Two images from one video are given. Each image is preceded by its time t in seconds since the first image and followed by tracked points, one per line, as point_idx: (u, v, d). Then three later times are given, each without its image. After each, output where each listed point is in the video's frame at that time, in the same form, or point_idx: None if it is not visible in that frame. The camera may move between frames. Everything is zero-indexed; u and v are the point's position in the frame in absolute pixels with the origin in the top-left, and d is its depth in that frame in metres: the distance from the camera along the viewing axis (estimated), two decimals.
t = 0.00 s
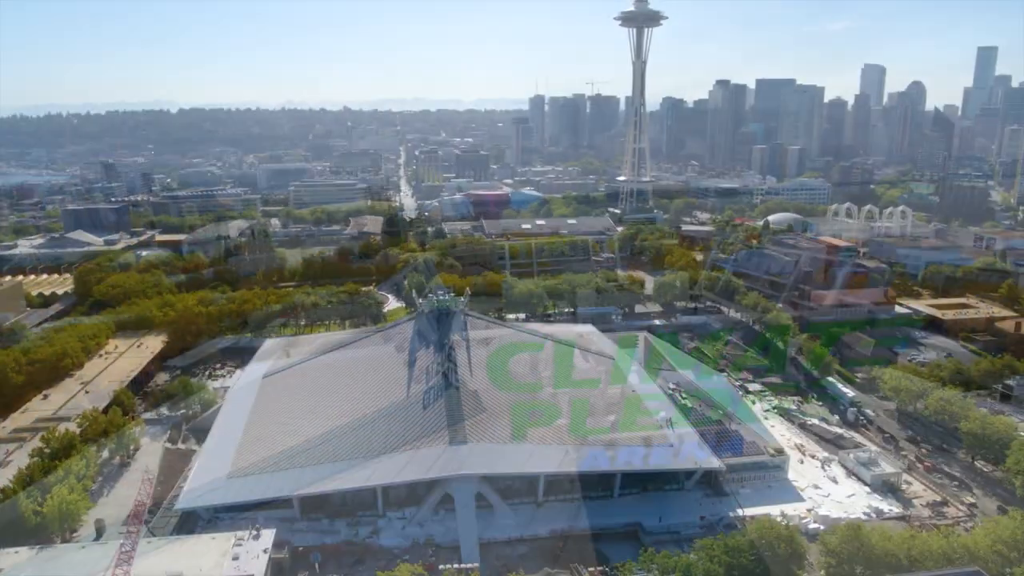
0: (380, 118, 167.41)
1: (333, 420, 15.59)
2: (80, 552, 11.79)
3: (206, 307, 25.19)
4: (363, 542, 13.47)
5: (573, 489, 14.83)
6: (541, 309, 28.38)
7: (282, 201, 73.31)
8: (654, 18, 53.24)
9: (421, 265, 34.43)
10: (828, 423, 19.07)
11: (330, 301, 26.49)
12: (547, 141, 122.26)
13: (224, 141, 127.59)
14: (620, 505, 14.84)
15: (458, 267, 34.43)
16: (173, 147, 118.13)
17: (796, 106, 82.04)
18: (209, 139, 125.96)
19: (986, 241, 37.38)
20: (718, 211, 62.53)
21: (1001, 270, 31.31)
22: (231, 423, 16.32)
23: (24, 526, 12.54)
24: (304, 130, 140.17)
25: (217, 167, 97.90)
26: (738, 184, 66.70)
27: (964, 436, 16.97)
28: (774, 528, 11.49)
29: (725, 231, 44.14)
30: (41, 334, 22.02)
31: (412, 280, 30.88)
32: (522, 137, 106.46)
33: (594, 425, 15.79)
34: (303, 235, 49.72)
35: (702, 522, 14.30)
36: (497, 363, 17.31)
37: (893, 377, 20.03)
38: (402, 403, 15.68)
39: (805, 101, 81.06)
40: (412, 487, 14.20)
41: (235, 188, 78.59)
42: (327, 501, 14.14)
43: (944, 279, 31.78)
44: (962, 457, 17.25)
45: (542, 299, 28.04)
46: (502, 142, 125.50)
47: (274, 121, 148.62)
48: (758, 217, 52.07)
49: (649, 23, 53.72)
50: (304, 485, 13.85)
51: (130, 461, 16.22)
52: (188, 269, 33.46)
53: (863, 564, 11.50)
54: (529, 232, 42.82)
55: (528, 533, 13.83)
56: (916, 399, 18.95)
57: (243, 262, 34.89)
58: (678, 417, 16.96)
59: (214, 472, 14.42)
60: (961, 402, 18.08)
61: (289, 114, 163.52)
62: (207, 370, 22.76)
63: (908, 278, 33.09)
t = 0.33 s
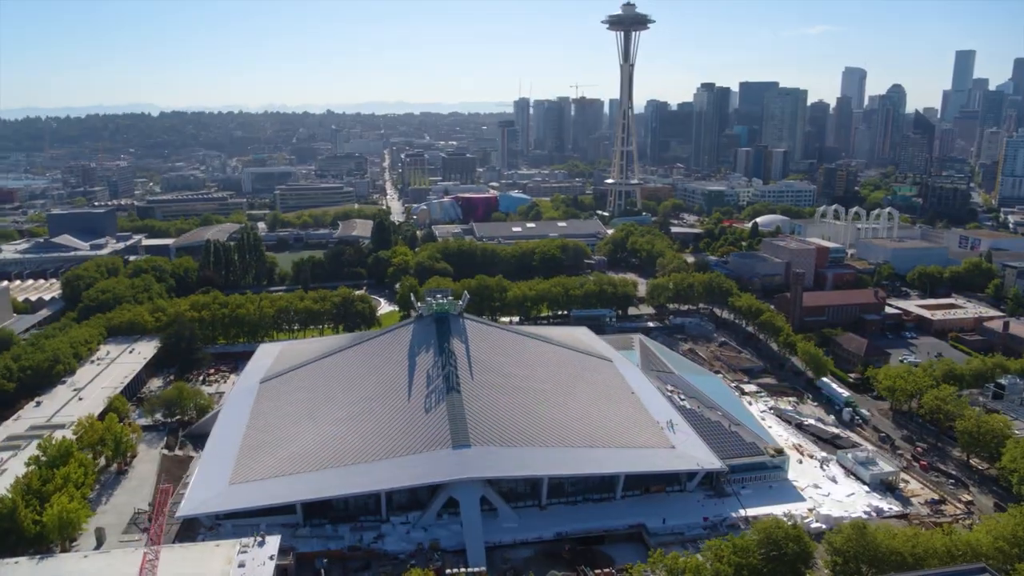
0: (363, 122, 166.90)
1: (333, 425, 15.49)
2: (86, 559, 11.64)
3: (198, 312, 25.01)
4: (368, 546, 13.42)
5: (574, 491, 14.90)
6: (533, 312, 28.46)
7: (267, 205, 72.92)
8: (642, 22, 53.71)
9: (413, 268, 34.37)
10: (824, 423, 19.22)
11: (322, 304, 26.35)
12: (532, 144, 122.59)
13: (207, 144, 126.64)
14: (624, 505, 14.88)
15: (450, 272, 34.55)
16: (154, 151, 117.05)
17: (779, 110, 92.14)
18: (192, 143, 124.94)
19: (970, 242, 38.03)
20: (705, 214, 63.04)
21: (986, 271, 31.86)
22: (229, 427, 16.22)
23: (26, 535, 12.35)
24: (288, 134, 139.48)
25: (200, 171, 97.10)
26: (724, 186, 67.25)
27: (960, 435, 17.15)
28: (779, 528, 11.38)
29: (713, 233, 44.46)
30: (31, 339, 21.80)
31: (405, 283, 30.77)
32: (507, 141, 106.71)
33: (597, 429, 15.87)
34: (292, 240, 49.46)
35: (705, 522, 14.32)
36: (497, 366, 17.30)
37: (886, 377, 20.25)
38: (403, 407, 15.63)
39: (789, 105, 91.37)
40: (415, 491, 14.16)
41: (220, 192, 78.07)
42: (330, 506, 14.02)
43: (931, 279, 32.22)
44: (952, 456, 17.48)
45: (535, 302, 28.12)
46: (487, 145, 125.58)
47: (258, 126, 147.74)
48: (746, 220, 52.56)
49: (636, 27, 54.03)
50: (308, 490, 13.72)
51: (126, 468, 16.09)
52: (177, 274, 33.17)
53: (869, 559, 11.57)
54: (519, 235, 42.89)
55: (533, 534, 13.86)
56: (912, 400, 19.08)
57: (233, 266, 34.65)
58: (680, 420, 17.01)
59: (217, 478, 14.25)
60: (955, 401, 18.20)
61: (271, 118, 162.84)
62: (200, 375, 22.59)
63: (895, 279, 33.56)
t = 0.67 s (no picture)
0: (347, 125, 166.25)
1: (335, 430, 15.42)
2: (88, 568, 11.51)
3: (190, 317, 24.79)
4: (372, 551, 13.37)
5: (577, 493, 14.95)
6: (527, 314, 28.51)
7: (253, 208, 72.44)
8: (630, 26, 54.03)
9: (405, 272, 34.31)
10: (820, 423, 19.40)
11: (316, 308, 26.22)
12: (517, 147, 122.74)
13: (190, 147, 125.52)
14: (627, 507, 14.88)
15: (442, 275, 34.54)
16: (136, 154, 115.83)
17: (763, 113, 92.92)
18: (174, 146, 123.74)
19: (955, 243, 38.56)
20: (692, 217, 63.52)
21: (972, 271, 32.32)
22: (228, 432, 16.07)
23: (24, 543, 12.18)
24: (271, 137, 138.56)
25: (184, 174, 96.34)
26: (710, 188, 67.72)
27: (956, 434, 17.36)
28: (786, 528, 11.45)
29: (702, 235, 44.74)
30: (20, 345, 21.44)
31: (398, 286, 30.70)
32: (493, 144, 106.73)
33: (597, 431, 15.92)
34: (279, 243, 49.15)
35: (709, 522, 14.39)
36: (498, 368, 17.30)
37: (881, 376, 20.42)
38: (405, 410, 15.60)
39: (773, 108, 92.05)
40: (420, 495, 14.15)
41: (204, 196, 77.42)
42: (334, 512, 13.99)
43: (919, 280, 32.62)
44: (948, 455, 17.67)
45: (529, 305, 28.18)
46: (472, 147, 125.60)
47: (240, 129, 146.66)
48: (733, 222, 52.92)
49: (624, 30, 54.30)
50: (312, 495, 13.63)
51: (124, 475, 15.90)
52: (166, 279, 32.87)
53: (874, 556, 11.66)
54: (510, 238, 42.93)
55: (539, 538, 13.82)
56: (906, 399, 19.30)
57: (223, 270, 34.41)
58: (680, 420, 17.11)
59: (218, 485, 14.12)
60: (949, 400, 18.42)
61: (255, 121, 161.76)
62: (194, 380, 22.40)
63: (884, 280, 33.94)
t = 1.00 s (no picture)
0: (332, 128, 165.58)
1: (337, 435, 15.31)
2: None
3: (184, 322, 24.59)
4: (377, 556, 13.31)
5: (581, 495, 14.96)
6: (522, 317, 28.51)
7: (239, 212, 71.92)
8: (618, 29, 54.32)
9: (398, 275, 34.18)
10: (817, 423, 19.58)
11: (310, 312, 26.05)
12: (503, 150, 122.75)
13: (173, 151, 124.33)
14: (631, 509, 14.92)
15: (435, 278, 34.45)
16: (118, 158, 114.72)
17: (748, 116, 93.65)
18: (157, 150, 122.49)
19: (942, 245, 39.06)
20: (680, 219, 63.86)
21: (960, 272, 32.73)
22: (228, 438, 15.92)
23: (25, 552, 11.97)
24: (255, 140, 137.62)
25: (168, 178, 95.53)
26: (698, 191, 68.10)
27: (952, 433, 17.54)
28: (794, 527, 11.53)
29: (692, 238, 44.97)
30: (11, 352, 21.16)
31: (392, 290, 30.60)
32: (479, 147, 106.67)
33: (599, 433, 15.95)
34: (268, 247, 48.83)
35: (713, 523, 14.46)
36: (498, 371, 17.28)
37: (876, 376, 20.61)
38: (408, 415, 15.53)
39: (758, 110, 92.78)
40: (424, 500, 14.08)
41: (189, 200, 76.80)
42: (338, 517, 13.89)
43: (908, 280, 32.98)
44: (944, 454, 17.88)
45: (524, 308, 28.20)
46: (457, 151, 125.47)
47: (224, 132, 145.49)
48: (721, 224, 53.26)
49: (613, 34, 54.56)
50: (316, 500, 13.54)
51: (122, 483, 15.70)
52: (157, 283, 32.53)
53: (880, 555, 11.75)
54: (501, 241, 42.92)
55: (544, 541, 13.83)
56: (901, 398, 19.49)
57: (213, 275, 34.15)
58: (681, 422, 17.19)
59: (221, 491, 13.97)
60: (944, 399, 18.62)
61: (239, 124, 160.71)
62: (189, 386, 22.22)
63: (873, 281, 34.26)
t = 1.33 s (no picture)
0: (316, 132, 164.77)
1: (339, 440, 15.23)
2: None
3: (177, 326, 24.37)
4: (383, 561, 13.24)
5: (584, 497, 14.99)
6: (516, 320, 28.49)
7: (225, 215, 71.37)
8: (607, 33, 54.56)
9: (390, 278, 34.04)
10: (813, 423, 19.74)
11: (304, 316, 25.90)
12: (489, 152, 122.83)
13: (155, 154, 123.15)
14: (635, 511, 14.96)
15: (427, 281, 34.38)
16: (99, 161, 113.52)
17: (733, 118, 94.42)
18: (139, 153, 121.28)
19: (928, 246, 39.63)
20: (668, 222, 64.22)
21: (947, 273, 33.19)
22: (228, 443, 15.82)
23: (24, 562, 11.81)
24: (239, 144, 136.61)
25: (151, 182, 94.66)
26: (685, 193, 68.54)
27: (947, 432, 17.74)
28: (801, 526, 11.61)
29: (682, 240, 45.24)
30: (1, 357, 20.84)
31: (386, 293, 30.52)
32: (466, 150, 106.64)
33: (602, 436, 15.97)
34: (256, 251, 48.49)
35: (716, 523, 14.54)
36: (498, 374, 17.27)
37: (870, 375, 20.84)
38: (410, 418, 15.49)
39: (742, 113, 93.52)
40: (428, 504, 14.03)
41: (173, 204, 76.10)
42: (342, 522, 13.81)
43: (896, 281, 33.39)
44: (940, 452, 18.10)
45: (518, 310, 28.20)
46: (444, 154, 125.40)
47: (207, 135, 144.27)
48: (710, 226, 53.63)
49: (601, 37, 54.82)
50: (321, 505, 13.44)
51: (120, 490, 15.51)
52: (146, 288, 32.16)
53: (886, 553, 11.82)
54: (492, 244, 42.95)
55: (551, 543, 13.82)
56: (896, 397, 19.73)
57: (203, 278, 33.88)
58: (681, 423, 17.24)
59: (224, 496, 13.87)
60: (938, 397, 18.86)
61: (222, 127, 159.55)
62: (183, 392, 22.02)
63: (862, 282, 34.63)
